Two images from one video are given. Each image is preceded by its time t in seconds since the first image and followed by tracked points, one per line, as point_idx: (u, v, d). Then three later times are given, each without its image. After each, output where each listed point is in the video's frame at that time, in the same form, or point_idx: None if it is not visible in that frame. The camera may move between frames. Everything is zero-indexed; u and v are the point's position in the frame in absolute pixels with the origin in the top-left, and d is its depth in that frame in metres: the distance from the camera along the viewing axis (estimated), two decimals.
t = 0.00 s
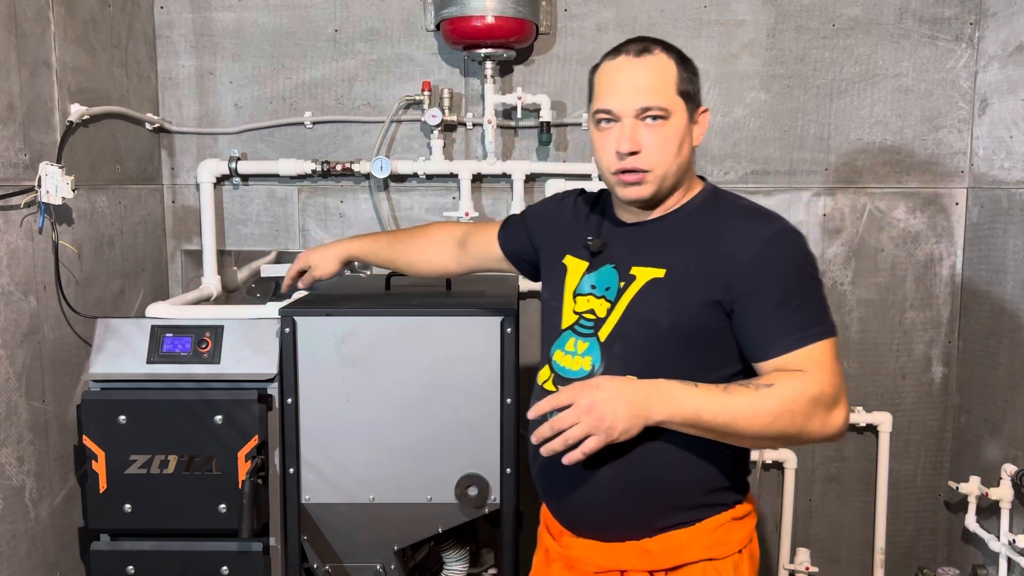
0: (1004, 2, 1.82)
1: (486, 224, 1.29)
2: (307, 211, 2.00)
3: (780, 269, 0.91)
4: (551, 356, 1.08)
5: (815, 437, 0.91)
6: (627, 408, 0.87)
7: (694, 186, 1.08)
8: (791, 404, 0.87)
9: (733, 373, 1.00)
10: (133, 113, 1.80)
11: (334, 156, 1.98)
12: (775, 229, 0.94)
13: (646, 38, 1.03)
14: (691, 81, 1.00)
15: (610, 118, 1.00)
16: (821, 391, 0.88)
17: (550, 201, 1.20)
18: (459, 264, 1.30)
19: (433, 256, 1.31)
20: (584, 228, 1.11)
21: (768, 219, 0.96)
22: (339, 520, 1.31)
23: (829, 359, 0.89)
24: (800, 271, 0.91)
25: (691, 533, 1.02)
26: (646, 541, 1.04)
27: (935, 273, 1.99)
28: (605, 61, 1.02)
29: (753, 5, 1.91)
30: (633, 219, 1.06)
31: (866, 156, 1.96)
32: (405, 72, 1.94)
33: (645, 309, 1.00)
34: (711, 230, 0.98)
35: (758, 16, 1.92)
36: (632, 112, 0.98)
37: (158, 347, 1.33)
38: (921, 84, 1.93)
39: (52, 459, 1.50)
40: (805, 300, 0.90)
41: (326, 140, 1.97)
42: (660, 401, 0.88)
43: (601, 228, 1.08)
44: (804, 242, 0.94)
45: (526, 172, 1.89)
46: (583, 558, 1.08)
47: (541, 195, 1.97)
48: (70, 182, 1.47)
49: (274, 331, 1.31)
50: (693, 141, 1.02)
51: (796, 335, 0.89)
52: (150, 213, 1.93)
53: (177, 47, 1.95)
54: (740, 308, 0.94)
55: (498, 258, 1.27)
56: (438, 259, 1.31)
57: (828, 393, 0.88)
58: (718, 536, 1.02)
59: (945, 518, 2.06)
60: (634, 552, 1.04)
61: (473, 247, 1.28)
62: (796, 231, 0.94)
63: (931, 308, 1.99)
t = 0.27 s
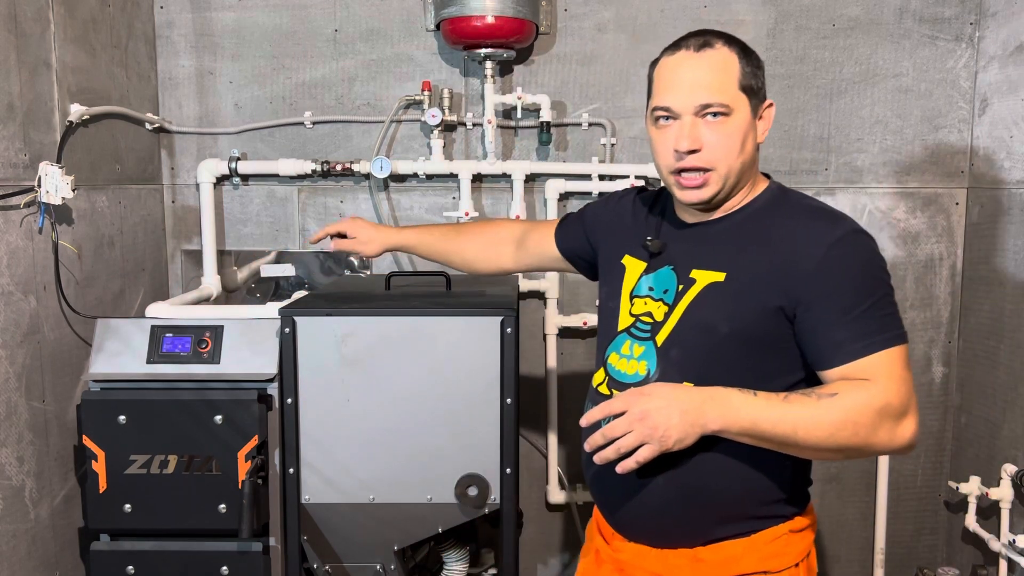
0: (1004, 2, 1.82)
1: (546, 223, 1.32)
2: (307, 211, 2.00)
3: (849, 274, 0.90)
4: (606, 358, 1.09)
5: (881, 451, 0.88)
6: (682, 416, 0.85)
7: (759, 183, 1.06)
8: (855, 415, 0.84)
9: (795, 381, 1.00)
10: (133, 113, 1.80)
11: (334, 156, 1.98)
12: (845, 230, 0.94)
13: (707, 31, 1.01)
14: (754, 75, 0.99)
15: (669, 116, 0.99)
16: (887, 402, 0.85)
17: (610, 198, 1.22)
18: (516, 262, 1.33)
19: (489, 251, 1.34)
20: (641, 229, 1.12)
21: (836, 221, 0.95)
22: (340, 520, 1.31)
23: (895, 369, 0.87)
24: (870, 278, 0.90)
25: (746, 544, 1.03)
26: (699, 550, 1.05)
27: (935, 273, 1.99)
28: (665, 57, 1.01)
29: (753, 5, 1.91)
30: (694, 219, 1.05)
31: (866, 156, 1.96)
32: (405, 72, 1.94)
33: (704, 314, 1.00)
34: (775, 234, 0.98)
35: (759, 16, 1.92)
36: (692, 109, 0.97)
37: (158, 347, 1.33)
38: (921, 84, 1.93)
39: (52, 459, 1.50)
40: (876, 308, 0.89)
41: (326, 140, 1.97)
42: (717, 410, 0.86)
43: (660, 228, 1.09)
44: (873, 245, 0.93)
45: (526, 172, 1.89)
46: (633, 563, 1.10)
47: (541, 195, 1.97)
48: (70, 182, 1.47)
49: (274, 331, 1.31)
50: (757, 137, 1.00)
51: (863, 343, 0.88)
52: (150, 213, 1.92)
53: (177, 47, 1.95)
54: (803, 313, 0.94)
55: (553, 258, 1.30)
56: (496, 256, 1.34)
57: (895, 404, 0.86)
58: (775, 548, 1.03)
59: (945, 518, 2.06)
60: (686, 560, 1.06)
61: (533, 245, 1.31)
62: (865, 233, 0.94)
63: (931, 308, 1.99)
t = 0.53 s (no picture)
0: (1004, 2, 1.82)
1: (564, 220, 1.35)
2: (307, 211, 2.00)
3: (878, 279, 0.90)
4: (628, 359, 1.11)
5: (907, 457, 0.88)
6: (707, 418, 0.86)
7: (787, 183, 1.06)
8: (882, 420, 0.85)
9: (820, 385, 1.00)
10: (133, 113, 1.80)
11: (334, 156, 1.98)
12: (875, 234, 0.94)
13: (735, 29, 1.01)
14: (782, 74, 0.98)
15: (697, 115, 1.00)
16: (915, 409, 0.86)
17: (633, 195, 1.23)
18: (533, 259, 1.36)
19: (506, 250, 1.37)
20: (665, 228, 1.13)
21: (866, 224, 0.95)
22: (341, 521, 1.31)
23: (923, 375, 0.87)
24: (900, 283, 0.90)
25: (762, 546, 1.04)
26: (716, 551, 1.07)
27: (935, 273, 1.99)
28: (693, 56, 1.01)
29: (753, 6, 1.91)
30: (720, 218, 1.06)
31: (866, 156, 1.96)
32: (405, 72, 1.94)
33: (730, 315, 1.01)
34: (802, 237, 0.98)
35: (758, 16, 1.92)
36: (720, 109, 0.97)
37: (158, 347, 1.33)
38: (921, 84, 1.93)
39: (52, 459, 1.50)
40: (905, 314, 0.89)
41: (326, 140, 1.97)
42: (743, 413, 0.87)
43: (685, 228, 1.10)
44: (903, 249, 0.93)
45: (527, 172, 1.89)
46: (650, 563, 1.12)
47: (541, 195, 1.97)
48: (70, 182, 1.47)
49: (274, 331, 1.31)
50: (784, 136, 1.00)
51: (890, 349, 0.88)
52: (150, 213, 1.92)
53: (177, 47, 1.95)
54: (831, 317, 0.94)
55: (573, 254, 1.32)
56: (513, 253, 1.37)
57: (923, 412, 0.86)
58: (793, 552, 1.04)
59: (945, 518, 2.06)
60: (703, 561, 1.07)
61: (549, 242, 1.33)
62: (895, 238, 0.94)
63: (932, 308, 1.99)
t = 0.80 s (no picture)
0: (1004, 2, 1.82)
1: (573, 220, 1.35)
2: (307, 210, 2.00)
3: (886, 281, 0.90)
4: (636, 356, 1.11)
5: (913, 458, 0.88)
6: (712, 417, 0.86)
7: (795, 183, 1.06)
8: (889, 422, 0.85)
9: (827, 385, 1.00)
10: (133, 113, 1.80)
11: (334, 156, 1.98)
12: (885, 235, 0.93)
13: (742, 28, 1.01)
14: (788, 74, 0.98)
15: (702, 115, 1.00)
16: (921, 411, 0.86)
17: (642, 195, 1.25)
18: (541, 259, 1.36)
19: (514, 248, 1.37)
20: (674, 228, 1.14)
21: (877, 225, 0.95)
22: (342, 521, 1.31)
23: (931, 377, 0.87)
24: (908, 285, 0.90)
25: (769, 545, 1.04)
26: (722, 549, 1.06)
27: (935, 273, 1.99)
28: (699, 55, 1.01)
29: (753, 6, 1.91)
30: (729, 218, 1.06)
31: (866, 155, 1.96)
32: (405, 72, 1.94)
33: (738, 316, 1.01)
34: (810, 238, 0.98)
35: (758, 16, 1.92)
36: (724, 108, 0.97)
37: (158, 347, 1.33)
38: (921, 84, 1.93)
39: (52, 459, 1.50)
40: (914, 316, 0.89)
41: (326, 140, 1.97)
42: (748, 412, 0.87)
43: (695, 228, 1.11)
44: (911, 251, 0.93)
45: (527, 172, 1.89)
46: (655, 560, 1.12)
47: (541, 195, 1.97)
48: (70, 182, 1.47)
49: (274, 331, 1.31)
50: (791, 136, 1.00)
51: (898, 351, 0.88)
52: (150, 213, 1.92)
53: (177, 47, 1.95)
54: (839, 318, 0.94)
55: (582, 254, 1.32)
56: (521, 253, 1.37)
57: (929, 414, 0.86)
58: (798, 551, 1.04)
59: (945, 518, 2.06)
60: (709, 560, 1.07)
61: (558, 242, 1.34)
62: (905, 240, 0.94)
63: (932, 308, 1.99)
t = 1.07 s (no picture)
0: (1004, 2, 1.82)
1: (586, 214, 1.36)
2: (307, 211, 2.00)
3: (888, 287, 0.90)
4: (637, 354, 1.12)
5: (908, 467, 0.88)
6: (709, 419, 0.86)
7: (801, 185, 1.04)
8: (884, 430, 0.84)
9: (826, 390, 1.00)
10: (133, 113, 1.80)
11: (334, 156, 1.98)
12: (889, 241, 0.93)
13: (722, 32, 1.02)
14: (745, 80, 0.97)
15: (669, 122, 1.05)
16: (918, 420, 0.85)
17: (655, 192, 1.25)
18: (556, 252, 1.37)
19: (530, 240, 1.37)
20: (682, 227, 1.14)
21: (880, 231, 0.95)
22: (342, 521, 1.31)
23: (930, 387, 0.86)
24: (910, 292, 0.90)
25: (764, 546, 1.04)
26: (716, 548, 1.07)
27: (935, 273, 1.99)
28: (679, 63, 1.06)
29: (753, 6, 1.91)
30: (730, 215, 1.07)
31: (866, 155, 1.96)
32: (405, 72, 1.94)
33: (738, 317, 1.01)
34: (812, 242, 0.98)
35: (759, 16, 1.92)
36: (677, 117, 1.02)
37: (158, 347, 1.34)
38: (921, 84, 1.93)
39: (52, 459, 1.50)
40: (916, 324, 0.88)
41: (326, 140, 1.97)
42: (745, 415, 0.87)
43: (701, 228, 1.11)
44: (915, 257, 0.92)
45: (527, 172, 1.89)
46: (651, 557, 1.13)
47: (541, 195, 1.97)
48: (70, 182, 1.47)
49: (274, 331, 1.31)
50: (754, 140, 0.99)
51: (898, 358, 0.87)
52: (150, 213, 1.93)
53: (176, 47, 1.95)
54: (839, 323, 0.94)
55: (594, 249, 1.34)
56: (536, 245, 1.37)
57: (926, 423, 0.86)
58: (792, 552, 1.04)
59: (945, 518, 2.06)
60: (702, 558, 1.08)
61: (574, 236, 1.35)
62: (908, 245, 0.93)
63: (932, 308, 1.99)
